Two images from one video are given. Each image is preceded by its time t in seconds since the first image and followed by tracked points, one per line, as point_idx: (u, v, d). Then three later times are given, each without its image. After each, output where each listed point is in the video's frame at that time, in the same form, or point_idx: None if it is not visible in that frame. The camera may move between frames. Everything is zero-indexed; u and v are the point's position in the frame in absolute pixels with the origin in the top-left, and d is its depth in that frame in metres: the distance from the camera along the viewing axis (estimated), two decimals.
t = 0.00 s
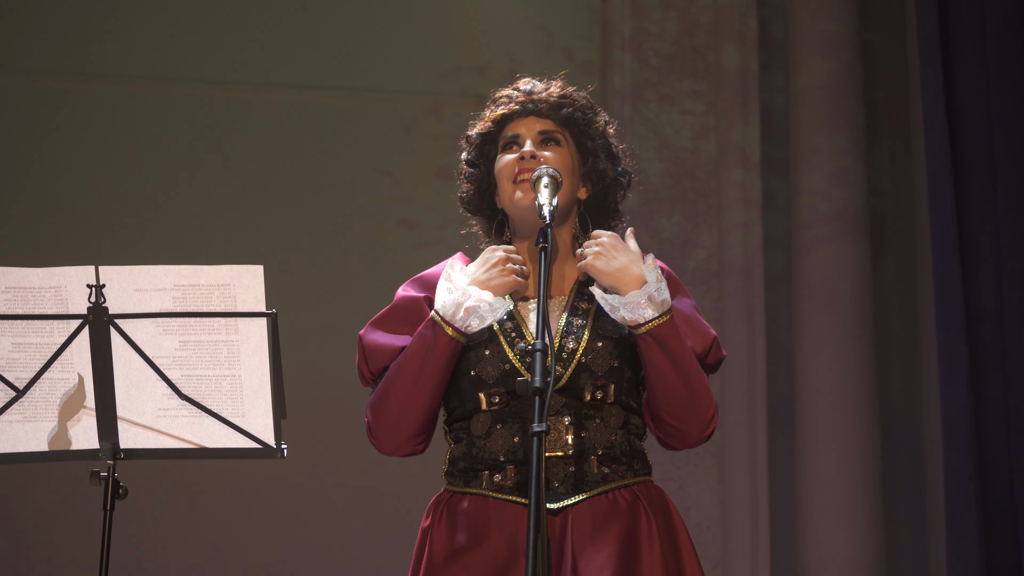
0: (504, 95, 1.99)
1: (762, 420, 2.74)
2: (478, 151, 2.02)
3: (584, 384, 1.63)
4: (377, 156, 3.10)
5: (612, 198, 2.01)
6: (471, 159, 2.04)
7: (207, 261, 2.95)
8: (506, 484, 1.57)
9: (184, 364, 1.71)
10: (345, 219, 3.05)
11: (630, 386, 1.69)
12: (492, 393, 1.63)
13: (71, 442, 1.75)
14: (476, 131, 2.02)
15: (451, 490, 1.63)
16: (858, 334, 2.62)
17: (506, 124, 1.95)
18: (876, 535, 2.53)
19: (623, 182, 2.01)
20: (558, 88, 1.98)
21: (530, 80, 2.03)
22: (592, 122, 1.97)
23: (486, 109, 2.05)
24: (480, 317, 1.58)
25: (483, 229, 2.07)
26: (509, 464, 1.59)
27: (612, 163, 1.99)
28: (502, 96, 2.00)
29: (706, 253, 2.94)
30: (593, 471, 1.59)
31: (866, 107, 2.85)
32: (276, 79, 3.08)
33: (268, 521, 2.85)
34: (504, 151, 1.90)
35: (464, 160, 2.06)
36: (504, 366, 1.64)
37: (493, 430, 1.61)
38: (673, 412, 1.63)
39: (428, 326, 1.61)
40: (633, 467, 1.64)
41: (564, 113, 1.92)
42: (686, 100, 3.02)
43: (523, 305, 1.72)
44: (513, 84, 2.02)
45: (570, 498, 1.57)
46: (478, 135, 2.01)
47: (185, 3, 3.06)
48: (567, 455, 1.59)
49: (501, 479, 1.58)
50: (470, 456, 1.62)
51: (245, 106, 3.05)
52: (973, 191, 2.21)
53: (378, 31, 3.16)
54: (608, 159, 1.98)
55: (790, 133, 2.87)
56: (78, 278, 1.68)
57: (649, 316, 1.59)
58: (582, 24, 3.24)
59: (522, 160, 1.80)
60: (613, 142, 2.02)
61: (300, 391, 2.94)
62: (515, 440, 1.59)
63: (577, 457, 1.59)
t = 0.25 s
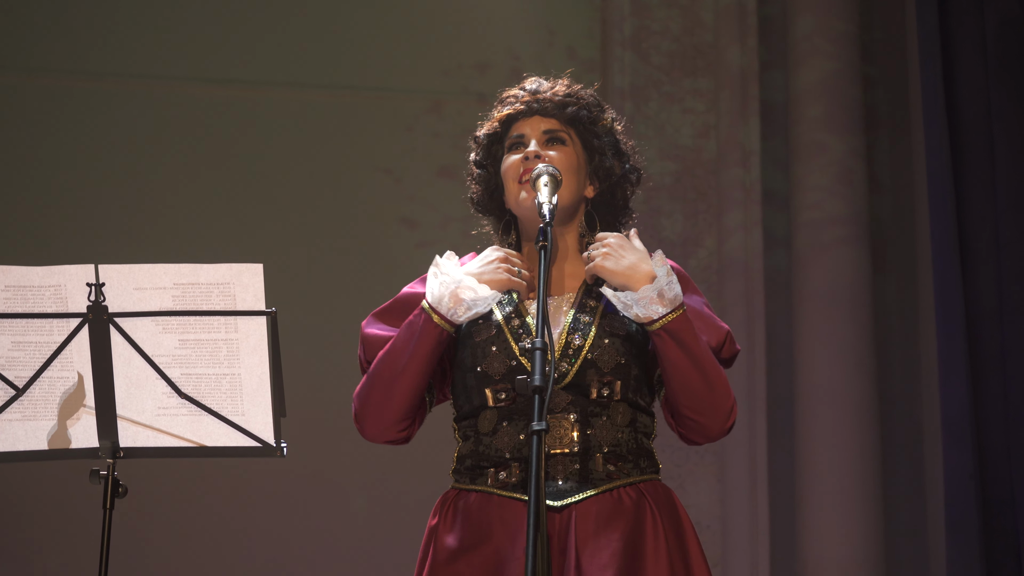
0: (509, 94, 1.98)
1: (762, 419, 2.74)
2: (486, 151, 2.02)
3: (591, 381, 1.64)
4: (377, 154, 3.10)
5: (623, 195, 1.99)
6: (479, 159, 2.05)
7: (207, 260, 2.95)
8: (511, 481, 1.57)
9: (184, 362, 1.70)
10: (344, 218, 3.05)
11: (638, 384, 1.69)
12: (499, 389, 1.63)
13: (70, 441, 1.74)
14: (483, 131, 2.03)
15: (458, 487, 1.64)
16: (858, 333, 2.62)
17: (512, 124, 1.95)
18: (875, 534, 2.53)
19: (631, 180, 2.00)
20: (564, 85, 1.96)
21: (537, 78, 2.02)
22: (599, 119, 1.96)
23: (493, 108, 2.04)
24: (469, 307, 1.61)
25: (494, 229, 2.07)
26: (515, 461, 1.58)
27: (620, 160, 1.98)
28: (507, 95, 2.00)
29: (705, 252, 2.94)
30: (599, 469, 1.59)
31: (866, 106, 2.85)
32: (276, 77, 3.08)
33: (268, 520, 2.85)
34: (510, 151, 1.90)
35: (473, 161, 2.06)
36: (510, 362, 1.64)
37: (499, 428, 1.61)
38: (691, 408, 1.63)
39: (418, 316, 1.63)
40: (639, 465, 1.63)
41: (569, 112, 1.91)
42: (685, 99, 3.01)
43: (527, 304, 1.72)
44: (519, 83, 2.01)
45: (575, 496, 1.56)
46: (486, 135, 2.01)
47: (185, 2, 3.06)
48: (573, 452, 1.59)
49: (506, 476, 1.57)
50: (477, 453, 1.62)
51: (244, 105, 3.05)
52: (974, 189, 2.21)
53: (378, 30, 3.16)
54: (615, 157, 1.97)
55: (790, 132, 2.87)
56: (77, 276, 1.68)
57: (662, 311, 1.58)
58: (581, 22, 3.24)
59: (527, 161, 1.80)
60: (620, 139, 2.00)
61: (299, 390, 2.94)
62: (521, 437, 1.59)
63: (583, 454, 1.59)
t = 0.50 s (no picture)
0: (515, 95, 1.97)
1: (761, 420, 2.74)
2: (492, 153, 2.02)
3: (595, 377, 1.64)
4: (375, 155, 3.10)
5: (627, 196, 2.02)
6: (484, 160, 2.05)
7: (205, 260, 2.94)
8: (513, 480, 1.57)
9: (183, 362, 1.70)
10: (343, 218, 3.05)
11: (642, 382, 1.69)
12: (503, 386, 1.63)
13: (69, 441, 1.74)
14: (488, 132, 2.03)
15: (461, 486, 1.64)
16: (856, 334, 2.63)
17: (517, 126, 1.95)
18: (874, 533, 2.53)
19: (637, 180, 2.02)
20: (569, 86, 1.96)
21: (542, 79, 2.01)
22: (604, 120, 1.95)
23: (498, 109, 2.04)
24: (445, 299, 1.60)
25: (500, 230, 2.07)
26: (518, 460, 1.58)
27: (624, 162, 1.98)
28: (513, 96, 1.99)
29: (704, 252, 2.94)
30: (600, 468, 1.58)
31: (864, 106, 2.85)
32: (274, 78, 3.08)
33: (267, 520, 2.85)
34: (515, 153, 1.89)
35: (478, 162, 2.07)
36: (514, 359, 1.64)
37: (502, 426, 1.61)
38: (708, 403, 1.63)
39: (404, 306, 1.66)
40: (642, 464, 1.63)
41: (575, 113, 1.90)
42: (684, 99, 3.01)
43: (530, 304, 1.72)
44: (524, 84, 2.00)
45: (576, 495, 1.56)
46: (491, 136, 2.01)
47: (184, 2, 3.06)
48: (576, 450, 1.59)
49: (509, 475, 1.57)
50: (480, 451, 1.62)
51: (243, 105, 3.05)
52: (973, 189, 2.20)
53: (377, 30, 3.16)
54: (620, 158, 1.97)
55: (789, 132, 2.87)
56: (76, 276, 1.68)
57: (677, 308, 1.58)
58: (580, 23, 3.24)
59: (531, 164, 1.79)
60: (625, 140, 2.00)
61: (298, 390, 2.94)
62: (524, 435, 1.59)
63: (585, 454, 1.59)
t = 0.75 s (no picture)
0: (518, 99, 1.97)
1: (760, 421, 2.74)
2: (494, 156, 2.02)
3: (594, 373, 1.64)
4: (375, 156, 3.10)
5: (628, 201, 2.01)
6: (487, 163, 2.04)
7: (204, 261, 2.94)
8: (512, 480, 1.57)
9: (181, 364, 1.70)
10: (342, 220, 3.05)
11: (641, 380, 1.69)
12: (501, 381, 1.63)
13: (68, 442, 1.74)
14: (491, 135, 2.02)
15: (460, 486, 1.64)
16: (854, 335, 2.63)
17: (520, 130, 1.95)
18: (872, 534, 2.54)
19: (639, 186, 2.01)
20: (574, 91, 1.95)
21: (547, 83, 2.01)
22: (608, 125, 1.95)
23: (502, 111, 2.03)
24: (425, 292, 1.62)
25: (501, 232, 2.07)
26: (517, 458, 1.58)
27: (627, 167, 1.98)
28: (518, 100, 1.99)
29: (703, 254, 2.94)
30: (599, 468, 1.59)
31: (863, 108, 2.86)
32: (274, 79, 3.08)
33: (265, 521, 2.85)
34: (518, 157, 1.89)
35: (480, 165, 2.07)
36: (513, 355, 1.64)
37: (502, 424, 1.61)
38: (713, 398, 1.63)
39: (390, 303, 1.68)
40: (641, 464, 1.63)
41: (579, 118, 1.90)
42: (683, 101, 3.02)
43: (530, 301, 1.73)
44: (529, 87, 2.00)
45: (573, 494, 1.56)
46: (494, 139, 2.01)
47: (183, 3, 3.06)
48: (574, 449, 1.59)
49: (507, 475, 1.57)
50: (479, 451, 1.62)
51: (242, 106, 3.05)
52: (971, 190, 2.21)
53: (376, 31, 3.16)
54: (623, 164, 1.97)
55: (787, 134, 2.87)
56: (75, 277, 1.67)
57: (687, 303, 1.60)
58: (580, 24, 3.25)
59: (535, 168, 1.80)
60: (629, 146, 2.00)
61: (296, 392, 2.94)
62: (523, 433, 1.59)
63: (584, 453, 1.59)
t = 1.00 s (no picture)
0: (513, 102, 1.97)
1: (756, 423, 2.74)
2: (487, 159, 2.02)
3: (586, 367, 1.66)
4: (371, 157, 3.10)
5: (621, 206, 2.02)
6: (480, 165, 2.04)
7: (200, 262, 2.94)
8: (503, 478, 1.57)
9: (177, 365, 1.70)
10: (338, 220, 3.04)
11: (632, 375, 1.70)
12: (493, 374, 1.65)
13: (63, 443, 1.74)
14: (485, 137, 2.02)
15: (452, 486, 1.63)
16: (850, 336, 2.63)
17: (515, 134, 1.95)
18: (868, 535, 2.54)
19: (632, 191, 2.02)
20: (569, 95, 1.96)
21: (541, 86, 2.01)
22: (601, 130, 1.96)
23: (496, 113, 2.02)
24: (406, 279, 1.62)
25: (494, 235, 2.09)
26: (509, 455, 1.58)
27: (620, 172, 1.99)
28: (512, 103, 1.98)
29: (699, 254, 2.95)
30: (591, 466, 1.59)
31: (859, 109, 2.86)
32: (271, 79, 3.08)
33: (261, 522, 2.85)
34: (513, 160, 1.90)
35: (473, 168, 2.06)
36: (506, 349, 1.66)
37: (493, 421, 1.62)
38: (710, 386, 1.63)
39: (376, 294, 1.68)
40: (632, 462, 1.64)
41: (574, 124, 1.91)
42: (680, 101, 3.02)
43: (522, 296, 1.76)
44: (523, 90, 2.00)
45: (564, 493, 1.56)
46: (488, 142, 2.00)
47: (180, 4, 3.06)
48: (566, 445, 1.59)
49: (498, 474, 1.57)
50: (471, 448, 1.63)
51: (239, 106, 3.05)
52: (967, 192, 2.21)
53: (373, 32, 3.16)
54: (616, 168, 1.98)
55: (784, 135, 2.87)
56: (70, 278, 1.67)
57: (690, 291, 1.61)
58: (577, 25, 3.25)
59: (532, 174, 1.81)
60: (622, 150, 2.01)
61: (292, 393, 2.94)
62: (514, 430, 1.60)
63: (575, 449, 1.60)
